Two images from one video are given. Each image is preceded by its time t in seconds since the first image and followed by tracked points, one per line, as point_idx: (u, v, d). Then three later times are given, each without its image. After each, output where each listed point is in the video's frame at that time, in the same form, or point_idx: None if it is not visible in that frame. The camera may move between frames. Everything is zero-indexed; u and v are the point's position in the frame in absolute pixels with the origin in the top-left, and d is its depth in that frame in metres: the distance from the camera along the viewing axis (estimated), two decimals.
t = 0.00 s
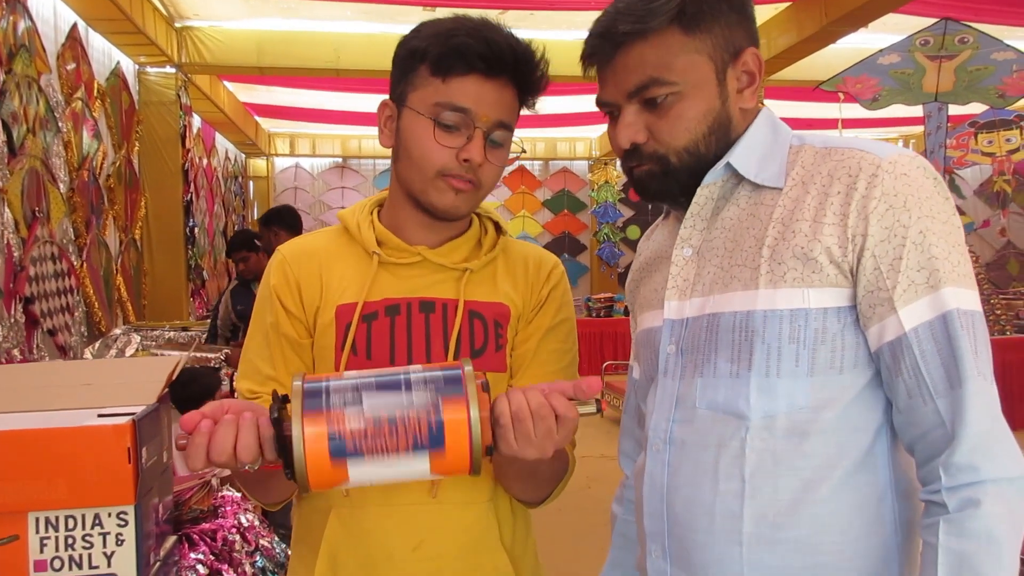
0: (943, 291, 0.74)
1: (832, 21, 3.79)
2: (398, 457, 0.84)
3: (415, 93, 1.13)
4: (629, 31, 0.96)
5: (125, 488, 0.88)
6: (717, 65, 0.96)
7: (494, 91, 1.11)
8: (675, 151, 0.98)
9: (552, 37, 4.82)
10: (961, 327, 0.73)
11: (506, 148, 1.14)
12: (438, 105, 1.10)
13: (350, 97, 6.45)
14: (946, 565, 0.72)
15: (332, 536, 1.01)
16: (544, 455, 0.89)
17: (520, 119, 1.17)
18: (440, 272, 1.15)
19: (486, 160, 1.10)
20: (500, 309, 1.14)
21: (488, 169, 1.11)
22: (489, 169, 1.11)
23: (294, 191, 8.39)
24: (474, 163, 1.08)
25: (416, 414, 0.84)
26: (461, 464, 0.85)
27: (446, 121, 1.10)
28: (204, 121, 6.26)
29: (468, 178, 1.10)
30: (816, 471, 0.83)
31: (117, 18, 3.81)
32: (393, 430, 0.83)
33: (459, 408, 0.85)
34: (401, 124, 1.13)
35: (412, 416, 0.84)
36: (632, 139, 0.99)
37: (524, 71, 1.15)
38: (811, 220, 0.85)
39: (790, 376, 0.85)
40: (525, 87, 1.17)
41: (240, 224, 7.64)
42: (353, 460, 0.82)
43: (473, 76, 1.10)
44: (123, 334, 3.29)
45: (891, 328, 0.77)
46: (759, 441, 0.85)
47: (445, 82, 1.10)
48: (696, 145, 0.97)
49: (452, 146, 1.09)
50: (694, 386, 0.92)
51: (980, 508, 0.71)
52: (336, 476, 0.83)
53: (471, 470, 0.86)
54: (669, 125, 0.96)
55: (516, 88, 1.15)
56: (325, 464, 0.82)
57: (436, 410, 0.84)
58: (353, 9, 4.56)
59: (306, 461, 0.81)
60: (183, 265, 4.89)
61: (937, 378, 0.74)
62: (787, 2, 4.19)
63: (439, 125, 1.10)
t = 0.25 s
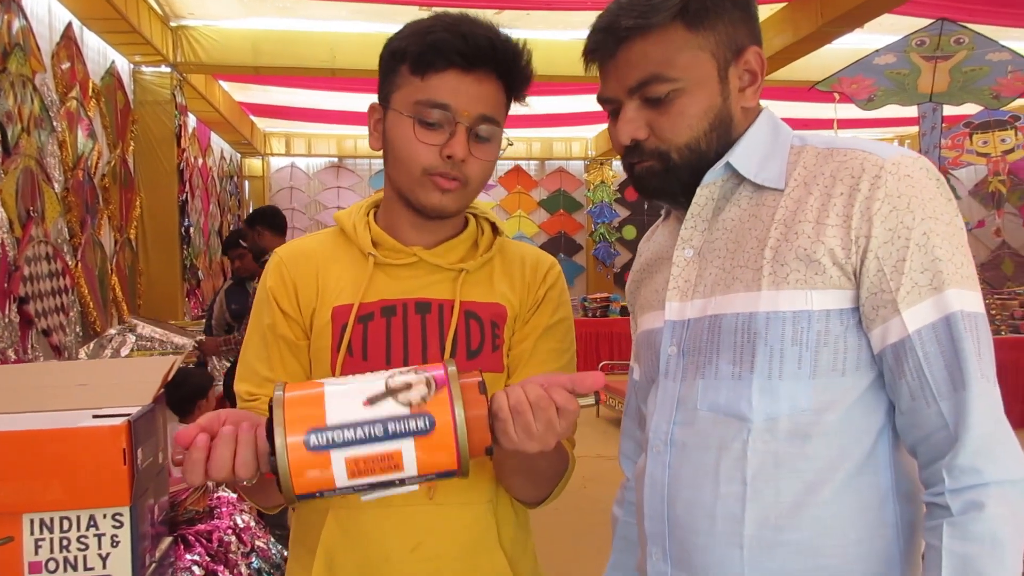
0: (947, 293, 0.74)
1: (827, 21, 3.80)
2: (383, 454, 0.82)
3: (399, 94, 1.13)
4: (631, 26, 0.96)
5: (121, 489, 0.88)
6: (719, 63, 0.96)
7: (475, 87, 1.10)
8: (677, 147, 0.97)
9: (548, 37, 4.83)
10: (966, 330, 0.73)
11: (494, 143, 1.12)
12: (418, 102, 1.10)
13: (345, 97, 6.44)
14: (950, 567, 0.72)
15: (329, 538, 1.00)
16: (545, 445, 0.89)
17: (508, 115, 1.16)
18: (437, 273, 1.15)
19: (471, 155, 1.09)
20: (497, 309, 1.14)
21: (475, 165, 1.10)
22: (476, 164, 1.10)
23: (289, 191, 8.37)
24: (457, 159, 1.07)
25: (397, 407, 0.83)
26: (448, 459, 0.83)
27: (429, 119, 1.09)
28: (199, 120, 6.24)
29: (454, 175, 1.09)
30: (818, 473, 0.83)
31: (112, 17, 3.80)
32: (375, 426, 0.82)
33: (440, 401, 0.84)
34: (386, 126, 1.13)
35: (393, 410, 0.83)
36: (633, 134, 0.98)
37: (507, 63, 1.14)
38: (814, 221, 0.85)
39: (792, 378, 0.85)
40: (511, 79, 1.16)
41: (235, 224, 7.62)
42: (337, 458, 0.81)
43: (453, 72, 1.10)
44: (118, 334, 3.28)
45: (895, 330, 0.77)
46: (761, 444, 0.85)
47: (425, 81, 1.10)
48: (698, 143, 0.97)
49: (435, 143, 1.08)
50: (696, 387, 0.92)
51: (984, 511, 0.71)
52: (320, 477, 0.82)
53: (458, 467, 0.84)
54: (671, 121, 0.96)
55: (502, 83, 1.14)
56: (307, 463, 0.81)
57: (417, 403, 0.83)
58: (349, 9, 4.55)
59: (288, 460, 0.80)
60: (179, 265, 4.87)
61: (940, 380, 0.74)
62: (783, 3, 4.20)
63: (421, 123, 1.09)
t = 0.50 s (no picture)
0: (951, 293, 0.74)
1: (824, 22, 3.80)
2: (388, 445, 0.81)
3: (380, 98, 1.12)
4: (635, 22, 0.96)
5: (120, 488, 0.88)
6: (723, 61, 0.96)
7: (454, 84, 1.09)
8: (680, 146, 0.97)
9: (546, 37, 4.83)
10: (970, 329, 0.73)
11: (480, 137, 1.11)
12: (396, 107, 1.09)
13: (343, 96, 6.43)
14: (955, 567, 0.72)
15: (328, 538, 1.00)
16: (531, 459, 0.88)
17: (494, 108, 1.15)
18: (437, 272, 1.15)
19: (454, 153, 1.07)
20: (497, 309, 1.13)
21: (461, 162, 1.08)
22: (463, 162, 1.09)
23: (286, 191, 8.35)
24: (440, 159, 1.06)
25: (403, 398, 0.83)
26: (453, 453, 0.82)
27: (408, 121, 1.09)
28: (196, 120, 6.23)
29: (441, 174, 1.08)
30: (822, 473, 0.83)
31: (108, 16, 3.79)
32: (382, 417, 0.82)
33: (446, 392, 0.85)
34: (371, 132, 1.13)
35: (400, 401, 0.83)
36: (636, 132, 0.98)
37: (485, 52, 1.12)
38: (817, 220, 0.85)
39: (795, 378, 0.85)
40: (492, 68, 1.13)
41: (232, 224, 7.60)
42: (340, 447, 0.81)
43: (429, 72, 1.08)
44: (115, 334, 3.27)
45: (899, 329, 0.77)
46: (764, 444, 0.85)
47: (402, 84, 1.09)
48: (701, 141, 0.97)
49: (417, 145, 1.07)
50: (699, 387, 0.92)
51: (988, 511, 0.71)
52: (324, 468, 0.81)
53: (463, 462, 0.83)
54: (673, 119, 0.96)
55: (485, 77, 1.13)
56: (311, 451, 0.80)
57: (422, 394, 0.84)
58: (346, 8, 4.54)
59: (292, 447, 0.80)
60: (176, 265, 4.86)
61: (945, 380, 0.74)
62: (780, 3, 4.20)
63: (401, 126, 1.09)
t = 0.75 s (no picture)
0: (948, 295, 0.74)
1: (821, 21, 3.81)
2: (381, 432, 0.77)
3: (372, 98, 1.12)
4: (630, 21, 0.95)
5: (115, 489, 0.87)
6: (719, 60, 0.96)
7: (445, 82, 1.08)
8: (674, 146, 0.97)
9: (544, 37, 4.83)
10: (967, 331, 0.73)
11: (472, 134, 1.10)
12: (388, 105, 1.08)
13: (340, 96, 6.42)
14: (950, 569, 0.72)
15: (325, 539, 1.00)
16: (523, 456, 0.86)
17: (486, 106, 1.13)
18: (433, 273, 1.14)
19: (445, 151, 1.06)
20: (494, 309, 1.13)
21: (454, 160, 1.07)
22: (455, 159, 1.07)
23: (283, 191, 8.33)
24: (431, 157, 1.05)
25: (388, 382, 0.79)
26: (445, 430, 0.78)
27: (399, 119, 1.08)
28: (193, 120, 6.22)
29: (433, 172, 1.07)
30: (819, 475, 0.83)
31: (104, 16, 3.78)
32: (371, 403, 0.78)
33: (430, 373, 0.80)
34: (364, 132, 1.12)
35: (382, 386, 0.79)
36: (630, 130, 0.98)
37: (475, 48, 1.10)
38: (815, 221, 0.85)
39: (793, 379, 0.85)
40: (484, 65, 1.12)
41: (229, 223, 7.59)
42: (331, 440, 0.77)
43: (419, 70, 1.07)
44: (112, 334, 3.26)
45: (897, 332, 0.77)
46: (763, 446, 0.85)
47: (393, 83, 1.09)
48: (695, 140, 0.97)
49: (408, 143, 1.06)
50: (697, 388, 0.92)
51: (986, 513, 0.71)
52: (321, 467, 0.76)
53: (457, 438, 0.78)
54: (668, 118, 0.96)
55: (477, 74, 1.12)
56: (302, 450, 0.76)
57: (406, 375, 0.79)
58: (343, 8, 4.54)
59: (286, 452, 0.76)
60: (173, 265, 4.85)
61: (942, 383, 0.74)
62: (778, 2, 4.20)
63: (392, 124, 1.08)
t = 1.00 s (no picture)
0: (946, 295, 0.74)
1: (819, 21, 3.81)
2: (385, 413, 0.76)
3: (373, 92, 1.11)
4: (624, 17, 0.95)
5: (110, 488, 0.87)
6: (713, 58, 0.95)
7: (448, 80, 1.08)
8: (666, 142, 0.97)
9: (542, 36, 4.83)
10: (964, 331, 0.73)
11: (473, 135, 1.09)
12: (391, 100, 1.08)
13: (338, 96, 6.41)
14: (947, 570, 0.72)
15: (323, 539, 1.00)
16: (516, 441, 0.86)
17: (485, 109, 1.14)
18: (428, 272, 1.14)
19: (446, 148, 1.05)
20: (489, 307, 1.13)
21: (455, 158, 1.07)
22: (457, 157, 1.07)
23: (282, 191, 8.33)
24: (432, 153, 1.04)
25: (389, 364, 0.78)
26: (446, 410, 0.77)
27: (402, 114, 1.07)
28: (191, 120, 6.21)
29: (432, 169, 1.06)
30: (816, 476, 0.83)
31: (101, 16, 3.77)
32: (374, 386, 0.77)
33: (430, 353, 0.80)
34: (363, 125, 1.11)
35: (385, 368, 0.78)
36: (623, 126, 0.98)
37: (479, 49, 1.10)
38: (813, 221, 0.84)
39: (790, 379, 0.85)
40: (485, 66, 1.12)
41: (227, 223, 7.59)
42: (337, 422, 0.75)
43: (424, 67, 1.07)
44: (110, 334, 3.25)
45: (894, 332, 0.77)
46: (760, 446, 0.85)
47: (397, 78, 1.08)
48: (687, 137, 0.97)
49: (410, 139, 1.06)
50: (695, 389, 0.92)
51: (983, 514, 0.71)
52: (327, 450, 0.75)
53: (457, 418, 0.78)
54: (660, 115, 0.96)
55: (477, 76, 1.11)
56: (307, 432, 0.75)
57: (406, 357, 0.79)
58: (341, 8, 4.53)
59: (294, 440, 0.74)
60: (170, 265, 4.84)
61: (940, 383, 0.74)
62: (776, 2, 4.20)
63: (394, 118, 1.07)
